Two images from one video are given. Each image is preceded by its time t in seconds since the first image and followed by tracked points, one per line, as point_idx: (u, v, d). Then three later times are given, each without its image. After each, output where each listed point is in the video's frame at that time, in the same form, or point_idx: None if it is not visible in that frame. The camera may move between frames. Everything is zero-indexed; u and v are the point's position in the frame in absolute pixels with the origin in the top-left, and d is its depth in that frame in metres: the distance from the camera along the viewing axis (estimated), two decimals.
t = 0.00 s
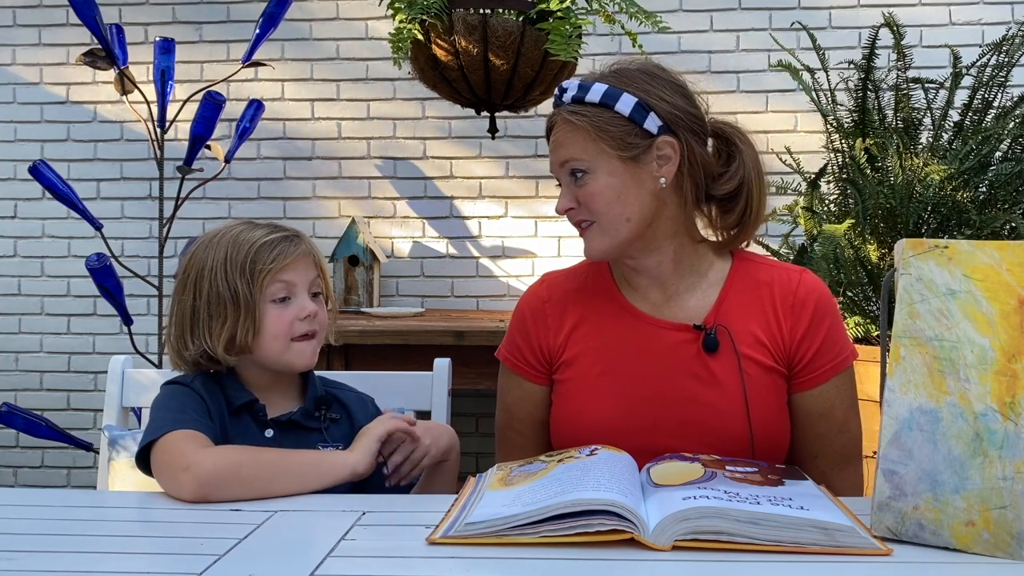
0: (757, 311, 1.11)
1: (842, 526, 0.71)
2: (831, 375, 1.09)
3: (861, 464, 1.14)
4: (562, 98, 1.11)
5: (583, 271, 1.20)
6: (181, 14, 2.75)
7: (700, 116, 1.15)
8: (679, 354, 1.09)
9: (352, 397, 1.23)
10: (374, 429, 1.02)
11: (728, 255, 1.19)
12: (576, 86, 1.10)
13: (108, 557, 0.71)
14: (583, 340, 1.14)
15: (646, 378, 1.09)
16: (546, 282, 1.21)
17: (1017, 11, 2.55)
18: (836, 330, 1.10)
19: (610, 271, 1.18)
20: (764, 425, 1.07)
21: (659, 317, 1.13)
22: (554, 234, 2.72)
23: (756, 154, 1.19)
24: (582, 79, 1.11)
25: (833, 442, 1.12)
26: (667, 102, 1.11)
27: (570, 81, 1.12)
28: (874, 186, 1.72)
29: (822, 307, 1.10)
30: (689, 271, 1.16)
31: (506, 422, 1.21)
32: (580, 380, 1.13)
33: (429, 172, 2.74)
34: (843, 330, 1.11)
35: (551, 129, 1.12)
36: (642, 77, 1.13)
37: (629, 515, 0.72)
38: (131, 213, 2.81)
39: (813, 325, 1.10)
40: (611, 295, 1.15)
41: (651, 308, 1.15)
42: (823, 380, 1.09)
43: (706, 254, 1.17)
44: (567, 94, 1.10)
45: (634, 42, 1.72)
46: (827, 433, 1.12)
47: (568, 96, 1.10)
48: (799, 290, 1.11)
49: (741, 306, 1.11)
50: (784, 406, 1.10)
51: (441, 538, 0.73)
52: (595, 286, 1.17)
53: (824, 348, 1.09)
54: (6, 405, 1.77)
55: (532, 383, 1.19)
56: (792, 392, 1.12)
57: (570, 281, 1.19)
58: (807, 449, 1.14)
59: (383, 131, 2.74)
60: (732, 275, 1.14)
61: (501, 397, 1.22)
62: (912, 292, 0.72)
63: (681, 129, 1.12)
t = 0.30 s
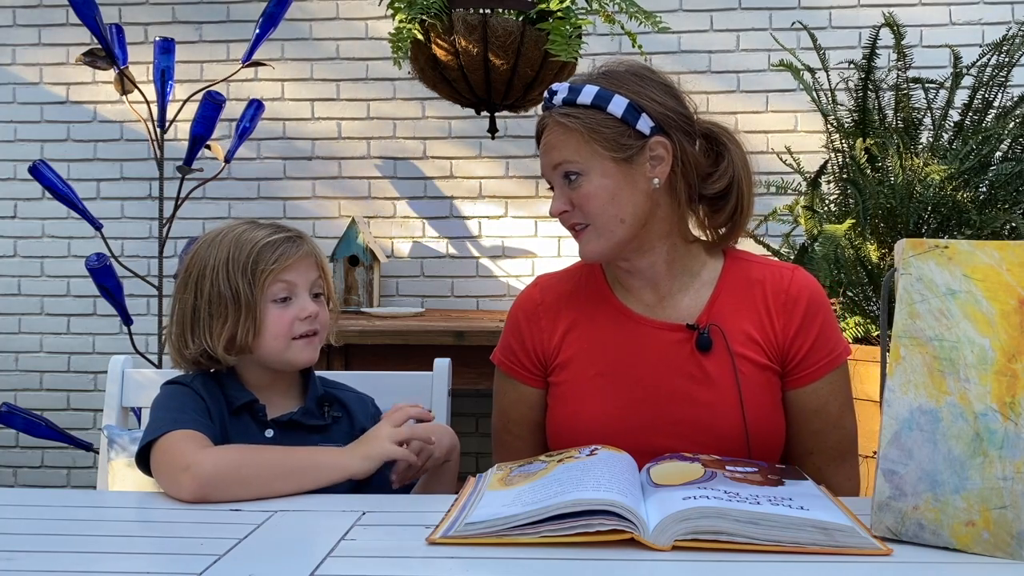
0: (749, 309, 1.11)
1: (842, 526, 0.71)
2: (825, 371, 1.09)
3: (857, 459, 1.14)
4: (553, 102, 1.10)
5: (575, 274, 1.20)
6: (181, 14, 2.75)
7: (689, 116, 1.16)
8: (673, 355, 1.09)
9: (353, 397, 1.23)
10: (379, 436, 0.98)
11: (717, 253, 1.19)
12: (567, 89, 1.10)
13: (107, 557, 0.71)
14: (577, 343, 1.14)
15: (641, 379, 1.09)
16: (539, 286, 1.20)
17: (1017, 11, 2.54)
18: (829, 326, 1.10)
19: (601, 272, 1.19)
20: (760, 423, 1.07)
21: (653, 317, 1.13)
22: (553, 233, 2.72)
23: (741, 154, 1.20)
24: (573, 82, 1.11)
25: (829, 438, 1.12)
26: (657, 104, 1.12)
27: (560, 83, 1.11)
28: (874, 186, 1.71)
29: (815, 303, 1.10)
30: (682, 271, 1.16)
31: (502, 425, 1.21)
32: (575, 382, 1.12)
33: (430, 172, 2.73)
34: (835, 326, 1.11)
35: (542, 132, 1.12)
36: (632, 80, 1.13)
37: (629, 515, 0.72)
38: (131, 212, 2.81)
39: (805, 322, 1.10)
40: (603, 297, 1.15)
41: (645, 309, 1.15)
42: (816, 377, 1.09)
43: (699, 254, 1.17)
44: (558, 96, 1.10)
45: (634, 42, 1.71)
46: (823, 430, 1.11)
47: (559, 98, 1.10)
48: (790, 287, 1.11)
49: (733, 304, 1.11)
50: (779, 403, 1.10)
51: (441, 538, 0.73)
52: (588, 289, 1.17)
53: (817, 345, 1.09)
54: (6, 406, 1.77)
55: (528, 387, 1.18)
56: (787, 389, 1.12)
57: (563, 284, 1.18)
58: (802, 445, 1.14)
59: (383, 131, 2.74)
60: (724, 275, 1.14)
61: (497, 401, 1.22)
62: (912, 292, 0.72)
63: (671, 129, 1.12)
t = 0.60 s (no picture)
0: (746, 309, 1.11)
1: (842, 526, 0.71)
2: (822, 370, 1.09)
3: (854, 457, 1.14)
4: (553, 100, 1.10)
5: (572, 274, 1.20)
6: (181, 14, 2.75)
7: (687, 116, 1.16)
8: (670, 354, 1.09)
9: (353, 398, 1.23)
10: (387, 436, 0.96)
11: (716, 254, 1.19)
12: (567, 88, 1.09)
13: (107, 557, 0.71)
14: (575, 343, 1.14)
15: (638, 379, 1.09)
16: (536, 286, 1.20)
17: (1017, 11, 2.54)
18: (825, 324, 1.10)
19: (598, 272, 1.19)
20: (757, 422, 1.07)
21: (649, 317, 1.13)
22: (553, 234, 2.72)
23: (738, 154, 1.20)
24: (572, 81, 1.11)
25: (826, 436, 1.12)
26: (655, 103, 1.12)
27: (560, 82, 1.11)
28: (874, 186, 1.72)
29: (811, 302, 1.10)
30: (679, 271, 1.16)
31: (499, 426, 1.21)
32: (573, 382, 1.12)
33: (430, 172, 2.74)
34: (832, 325, 1.11)
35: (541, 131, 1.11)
36: (632, 80, 1.13)
37: (629, 515, 0.72)
38: (131, 212, 2.81)
39: (802, 321, 1.10)
40: (601, 297, 1.15)
41: (642, 309, 1.15)
42: (813, 376, 1.09)
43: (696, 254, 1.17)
44: (557, 96, 1.10)
45: (634, 42, 1.71)
46: (820, 428, 1.11)
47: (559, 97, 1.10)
48: (787, 286, 1.11)
49: (730, 304, 1.11)
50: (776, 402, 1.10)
51: (441, 538, 0.73)
52: (586, 289, 1.17)
53: (813, 344, 1.09)
54: (6, 406, 1.77)
55: (526, 388, 1.18)
56: (784, 388, 1.12)
57: (560, 285, 1.18)
58: (800, 444, 1.14)
59: (383, 131, 2.74)
60: (720, 275, 1.14)
61: (495, 402, 1.21)
62: (912, 292, 0.72)
63: (669, 129, 1.13)
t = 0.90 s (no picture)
0: (742, 305, 1.11)
1: (842, 526, 0.71)
2: (818, 366, 1.09)
3: (851, 454, 1.14)
4: (583, 81, 1.09)
5: (569, 272, 1.20)
6: (181, 14, 2.75)
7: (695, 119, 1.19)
8: (667, 351, 1.09)
9: (354, 399, 1.23)
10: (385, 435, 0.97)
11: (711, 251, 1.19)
12: (596, 72, 1.10)
13: (107, 557, 0.71)
14: (572, 341, 1.14)
15: (634, 375, 1.09)
16: (532, 286, 1.20)
17: (1017, 11, 2.54)
18: (821, 321, 1.10)
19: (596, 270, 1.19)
20: (754, 418, 1.07)
21: (645, 314, 1.13)
22: (553, 234, 2.72)
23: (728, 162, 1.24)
24: (598, 67, 1.11)
25: (823, 433, 1.12)
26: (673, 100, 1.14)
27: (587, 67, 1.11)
28: (874, 186, 1.72)
29: (807, 299, 1.11)
30: (677, 268, 1.16)
31: (497, 426, 1.21)
32: (570, 380, 1.12)
33: (429, 172, 2.74)
34: (827, 322, 1.11)
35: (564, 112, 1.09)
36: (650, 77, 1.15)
37: (628, 515, 0.72)
38: (132, 213, 2.81)
39: (798, 317, 1.10)
40: (599, 294, 1.15)
41: (641, 307, 1.14)
42: (809, 373, 1.10)
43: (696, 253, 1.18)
44: (587, 78, 1.09)
45: (634, 42, 1.71)
46: (816, 425, 1.11)
47: (589, 79, 1.10)
48: (783, 283, 1.12)
49: (727, 300, 1.12)
50: (773, 399, 1.10)
51: (441, 538, 0.73)
52: (582, 287, 1.17)
53: (809, 340, 1.10)
54: (6, 406, 1.77)
55: (523, 387, 1.18)
56: (780, 385, 1.12)
57: (556, 283, 1.18)
58: (797, 441, 1.14)
59: (383, 131, 2.74)
60: (716, 272, 1.15)
61: (491, 402, 1.21)
62: (912, 292, 0.72)
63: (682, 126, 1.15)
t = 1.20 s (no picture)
0: (733, 302, 1.12)
1: (842, 526, 0.71)
2: (808, 362, 1.10)
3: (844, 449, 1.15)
4: (643, 80, 1.09)
5: (562, 274, 1.20)
6: (181, 14, 2.75)
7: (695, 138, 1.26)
8: (661, 349, 1.10)
9: (355, 399, 1.23)
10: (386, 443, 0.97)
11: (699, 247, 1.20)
12: (655, 76, 1.10)
13: (108, 557, 0.71)
14: (567, 340, 1.14)
15: (628, 373, 1.10)
16: (526, 287, 1.20)
17: (1017, 11, 2.54)
18: (810, 317, 1.12)
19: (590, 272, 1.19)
20: (749, 415, 1.07)
21: (639, 314, 1.13)
22: (553, 233, 2.73)
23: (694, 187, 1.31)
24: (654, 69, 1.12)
25: (815, 429, 1.12)
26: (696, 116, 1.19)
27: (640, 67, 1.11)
28: (874, 186, 1.72)
29: (797, 296, 1.12)
30: (678, 270, 1.16)
31: (492, 428, 1.21)
32: (565, 380, 1.13)
33: (429, 172, 2.74)
34: (817, 317, 1.12)
35: (623, 110, 1.08)
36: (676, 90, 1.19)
37: (628, 515, 0.72)
38: (132, 213, 2.81)
39: (788, 313, 1.11)
40: (593, 294, 1.15)
41: (638, 308, 1.14)
42: (799, 368, 1.10)
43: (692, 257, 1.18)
44: (648, 80, 1.09)
45: (634, 42, 1.71)
46: (809, 421, 1.12)
47: (648, 81, 1.09)
48: (773, 280, 1.13)
49: (719, 298, 1.13)
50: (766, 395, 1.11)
51: (440, 538, 0.73)
52: (576, 286, 1.17)
53: (800, 335, 1.11)
54: (6, 406, 1.77)
55: (518, 388, 1.18)
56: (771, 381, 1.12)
57: (550, 284, 1.18)
58: (790, 438, 1.14)
59: (383, 131, 2.74)
60: (707, 271, 1.15)
61: (487, 404, 1.21)
62: (912, 292, 0.72)
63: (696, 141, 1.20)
